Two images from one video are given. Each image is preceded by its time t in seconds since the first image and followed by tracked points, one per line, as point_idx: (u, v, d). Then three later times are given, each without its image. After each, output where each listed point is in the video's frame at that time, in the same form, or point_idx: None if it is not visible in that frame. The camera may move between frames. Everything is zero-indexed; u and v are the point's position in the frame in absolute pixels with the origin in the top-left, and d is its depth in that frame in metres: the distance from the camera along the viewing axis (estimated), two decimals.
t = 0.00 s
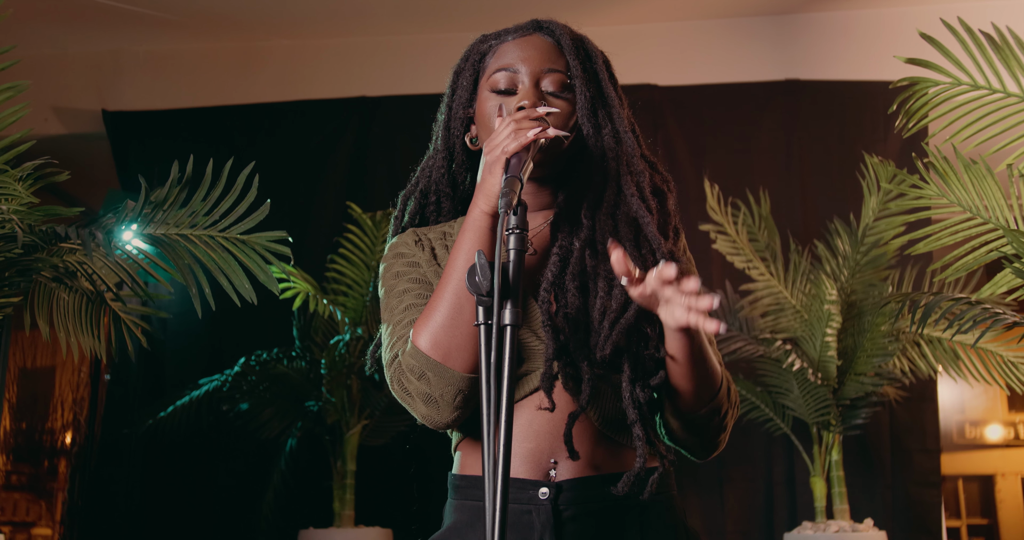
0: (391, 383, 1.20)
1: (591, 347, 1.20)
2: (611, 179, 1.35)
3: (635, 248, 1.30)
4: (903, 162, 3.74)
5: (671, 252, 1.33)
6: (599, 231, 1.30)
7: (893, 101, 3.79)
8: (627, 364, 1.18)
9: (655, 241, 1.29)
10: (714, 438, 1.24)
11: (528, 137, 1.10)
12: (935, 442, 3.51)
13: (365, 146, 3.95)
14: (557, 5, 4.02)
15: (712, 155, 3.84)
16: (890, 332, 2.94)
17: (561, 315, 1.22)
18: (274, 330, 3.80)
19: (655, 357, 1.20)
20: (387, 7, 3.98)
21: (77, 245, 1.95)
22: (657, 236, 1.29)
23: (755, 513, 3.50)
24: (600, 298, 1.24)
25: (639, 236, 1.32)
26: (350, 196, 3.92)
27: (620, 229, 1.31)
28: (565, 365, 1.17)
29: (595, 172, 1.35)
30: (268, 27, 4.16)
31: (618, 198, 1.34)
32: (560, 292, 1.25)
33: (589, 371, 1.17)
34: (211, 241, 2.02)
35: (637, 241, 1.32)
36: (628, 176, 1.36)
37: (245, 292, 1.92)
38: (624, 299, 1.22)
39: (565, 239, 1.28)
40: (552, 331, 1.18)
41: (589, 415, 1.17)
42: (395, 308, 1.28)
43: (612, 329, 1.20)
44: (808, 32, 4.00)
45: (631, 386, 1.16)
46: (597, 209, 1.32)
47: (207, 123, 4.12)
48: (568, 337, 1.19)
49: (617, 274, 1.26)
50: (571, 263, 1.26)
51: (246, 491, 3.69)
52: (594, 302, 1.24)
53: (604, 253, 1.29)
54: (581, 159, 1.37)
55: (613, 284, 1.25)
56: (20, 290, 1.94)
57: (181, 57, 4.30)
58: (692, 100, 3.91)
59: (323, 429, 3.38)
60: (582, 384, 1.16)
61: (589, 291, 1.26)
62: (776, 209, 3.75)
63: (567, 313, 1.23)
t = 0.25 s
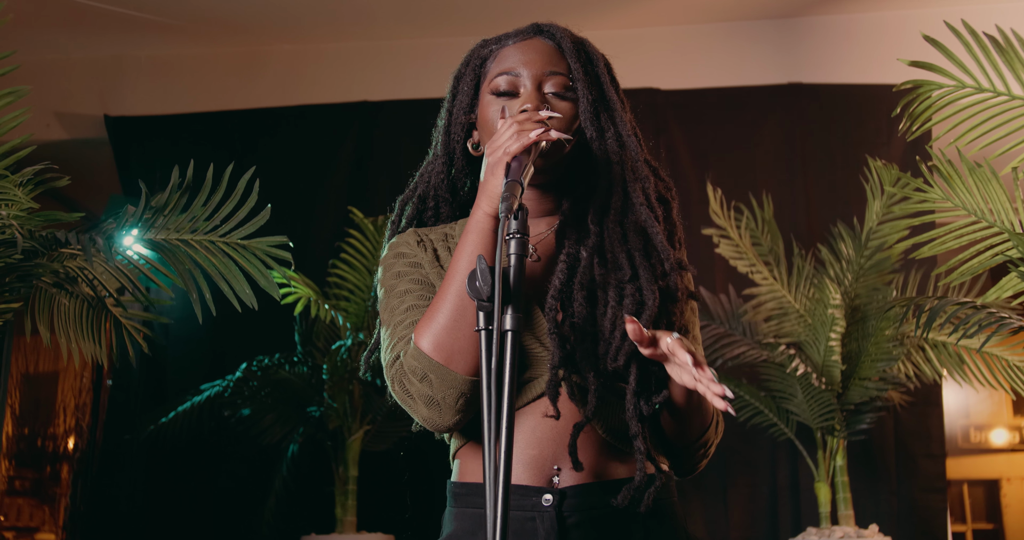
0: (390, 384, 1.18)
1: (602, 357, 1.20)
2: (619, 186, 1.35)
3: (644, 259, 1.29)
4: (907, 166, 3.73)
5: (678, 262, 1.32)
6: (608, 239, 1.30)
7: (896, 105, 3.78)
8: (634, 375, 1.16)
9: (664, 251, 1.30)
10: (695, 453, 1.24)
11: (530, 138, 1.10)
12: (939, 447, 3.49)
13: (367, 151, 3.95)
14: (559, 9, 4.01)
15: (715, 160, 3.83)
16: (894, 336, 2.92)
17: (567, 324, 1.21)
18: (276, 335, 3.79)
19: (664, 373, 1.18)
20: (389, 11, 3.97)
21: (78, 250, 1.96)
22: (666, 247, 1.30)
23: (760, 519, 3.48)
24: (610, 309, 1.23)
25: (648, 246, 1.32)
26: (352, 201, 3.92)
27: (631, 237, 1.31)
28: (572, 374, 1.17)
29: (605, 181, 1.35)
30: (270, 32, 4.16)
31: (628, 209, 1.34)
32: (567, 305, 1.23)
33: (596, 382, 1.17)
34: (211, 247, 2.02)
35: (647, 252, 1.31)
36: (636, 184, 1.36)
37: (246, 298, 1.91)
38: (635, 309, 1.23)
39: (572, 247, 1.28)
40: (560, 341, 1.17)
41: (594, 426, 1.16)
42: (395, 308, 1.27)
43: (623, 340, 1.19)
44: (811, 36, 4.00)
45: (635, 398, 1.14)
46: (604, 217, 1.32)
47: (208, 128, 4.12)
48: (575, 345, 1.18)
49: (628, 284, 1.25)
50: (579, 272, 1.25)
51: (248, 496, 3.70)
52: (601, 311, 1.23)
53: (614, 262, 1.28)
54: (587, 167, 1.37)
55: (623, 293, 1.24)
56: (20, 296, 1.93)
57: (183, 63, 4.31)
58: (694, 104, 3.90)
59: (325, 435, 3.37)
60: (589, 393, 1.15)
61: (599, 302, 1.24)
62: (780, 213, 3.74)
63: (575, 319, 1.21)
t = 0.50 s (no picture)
0: (393, 382, 1.17)
1: (611, 363, 1.19)
2: (624, 186, 1.35)
3: (652, 264, 1.29)
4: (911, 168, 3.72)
5: (683, 267, 1.32)
6: (615, 242, 1.29)
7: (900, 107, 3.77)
8: (642, 384, 1.15)
9: (670, 255, 1.29)
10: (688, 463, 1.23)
11: (534, 136, 1.10)
12: (945, 450, 3.48)
13: (369, 156, 3.95)
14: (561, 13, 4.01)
15: (718, 163, 3.82)
16: (899, 340, 2.91)
17: (575, 331, 1.20)
18: (279, 341, 3.78)
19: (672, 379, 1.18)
20: (392, 16, 3.98)
21: (78, 256, 1.94)
22: (672, 252, 1.29)
23: (764, 523, 3.47)
24: (620, 315, 1.22)
25: (653, 250, 1.31)
26: (355, 206, 3.91)
27: (638, 242, 1.31)
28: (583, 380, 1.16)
29: (609, 185, 1.35)
30: (272, 37, 4.17)
31: (633, 213, 1.34)
32: (574, 312, 1.22)
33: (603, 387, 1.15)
34: (213, 252, 2.02)
35: (653, 257, 1.31)
36: (639, 185, 1.37)
37: (248, 303, 1.90)
38: (643, 316, 1.22)
39: (579, 251, 1.26)
40: (568, 345, 1.16)
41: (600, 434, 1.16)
42: (398, 305, 1.26)
43: (633, 346, 1.19)
44: (814, 38, 3.99)
45: (644, 405, 1.15)
46: (610, 221, 1.31)
47: (211, 133, 4.12)
48: (584, 353, 1.18)
49: (636, 290, 1.25)
50: (587, 278, 1.24)
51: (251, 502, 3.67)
52: (608, 316, 1.22)
53: (622, 268, 1.27)
54: (595, 172, 1.36)
55: (630, 298, 1.24)
56: (22, 301, 1.93)
57: (185, 68, 4.31)
58: (697, 107, 3.90)
59: (328, 440, 3.37)
60: (597, 397, 1.15)
61: (607, 307, 1.24)
62: (784, 216, 3.73)
63: (585, 326, 1.20)
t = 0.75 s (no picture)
0: (392, 379, 1.16)
1: (610, 365, 1.18)
2: (622, 185, 1.35)
3: (651, 264, 1.29)
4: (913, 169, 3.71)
5: (681, 264, 1.32)
6: (614, 243, 1.29)
7: (903, 107, 3.76)
8: (642, 388, 1.16)
9: (669, 255, 1.29)
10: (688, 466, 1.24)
11: (534, 134, 1.10)
12: (947, 452, 3.47)
13: (371, 158, 3.95)
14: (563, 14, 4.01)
15: (719, 164, 3.82)
16: (901, 340, 2.92)
17: (575, 333, 1.19)
18: (280, 342, 3.78)
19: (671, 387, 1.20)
20: (393, 18, 3.98)
21: (79, 258, 1.94)
22: (670, 251, 1.29)
23: (766, 525, 3.46)
24: (619, 316, 1.21)
25: (651, 248, 1.31)
26: (356, 207, 3.91)
27: (637, 243, 1.31)
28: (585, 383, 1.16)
29: (608, 184, 1.34)
30: (274, 39, 4.17)
31: (632, 212, 1.33)
32: (576, 314, 1.21)
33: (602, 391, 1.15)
34: (213, 253, 2.02)
35: (651, 257, 1.31)
36: (638, 184, 1.36)
37: (248, 304, 1.90)
38: (642, 317, 1.22)
39: (580, 253, 1.27)
40: (570, 347, 1.17)
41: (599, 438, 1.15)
42: (399, 301, 1.25)
43: (632, 347, 1.19)
44: (815, 39, 3.99)
45: (645, 409, 1.15)
46: (609, 220, 1.32)
47: (212, 135, 4.12)
48: (585, 356, 1.17)
49: (635, 290, 1.25)
50: (588, 279, 1.24)
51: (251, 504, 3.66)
52: (609, 317, 1.22)
53: (622, 268, 1.27)
54: (595, 172, 1.36)
55: (630, 298, 1.24)
56: (22, 303, 1.94)
57: (187, 70, 4.32)
58: (698, 108, 3.89)
59: (329, 442, 3.36)
60: (597, 399, 1.14)
61: (607, 310, 1.23)
62: (785, 217, 3.73)
63: (586, 328, 1.20)
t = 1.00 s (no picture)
0: (390, 379, 1.16)
1: (611, 366, 1.19)
2: (623, 185, 1.34)
3: (651, 265, 1.28)
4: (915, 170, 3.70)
5: (684, 265, 1.31)
6: (615, 243, 1.28)
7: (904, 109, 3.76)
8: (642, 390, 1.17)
9: (669, 255, 1.28)
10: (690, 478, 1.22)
11: (535, 134, 1.09)
12: (950, 454, 3.46)
13: (372, 160, 3.94)
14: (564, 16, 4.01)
15: (720, 165, 3.81)
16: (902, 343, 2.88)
17: (577, 337, 1.18)
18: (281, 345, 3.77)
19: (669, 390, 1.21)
20: (394, 20, 3.97)
21: (79, 260, 1.95)
22: (670, 251, 1.28)
23: (768, 528, 3.45)
24: (619, 315, 1.21)
25: (652, 248, 1.30)
26: (357, 210, 3.91)
27: (639, 242, 1.30)
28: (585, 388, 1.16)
29: (609, 185, 1.33)
30: (275, 41, 4.17)
31: (632, 213, 1.32)
32: (577, 317, 1.21)
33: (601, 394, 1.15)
34: (213, 256, 2.01)
35: (652, 257, 1.30)
36: (639, 184, 1.35)
37: (248, 307, 1.90)
38: (642, 318, 1.22)
39: (582, 254, 1.26)
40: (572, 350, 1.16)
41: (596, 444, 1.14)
42: (401, 300, 1.25)
43: (633, 348, 1.19)
44: (817, 41, 3.98)
45: (645, 413, 1.15)
46: (610, 220, 1.31)
47: (212, 137, 4.12)
48: (585, 360, 1.16)
49: (635, 292, 1.24)
50: (590, 281, 1.24)
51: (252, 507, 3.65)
52: (610, 320, 1.21)
53: (622, 269, 1.26)
54: (597, 173, 1.35)
55: (630, 300, 1.23)
56: (22, 306, 1.93)
57: (188, 73, 4.32)
58: (699, 110, 3.89)
59: (331, 445, 3.36)
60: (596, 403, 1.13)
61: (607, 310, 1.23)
62: (787, 219, 3.72)
63: (587, 331, 1.19)
